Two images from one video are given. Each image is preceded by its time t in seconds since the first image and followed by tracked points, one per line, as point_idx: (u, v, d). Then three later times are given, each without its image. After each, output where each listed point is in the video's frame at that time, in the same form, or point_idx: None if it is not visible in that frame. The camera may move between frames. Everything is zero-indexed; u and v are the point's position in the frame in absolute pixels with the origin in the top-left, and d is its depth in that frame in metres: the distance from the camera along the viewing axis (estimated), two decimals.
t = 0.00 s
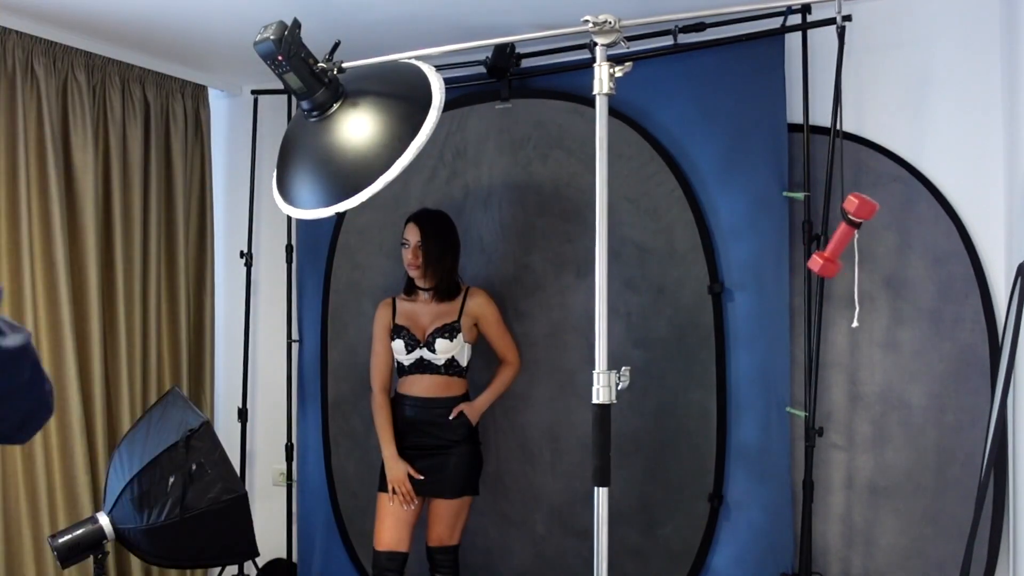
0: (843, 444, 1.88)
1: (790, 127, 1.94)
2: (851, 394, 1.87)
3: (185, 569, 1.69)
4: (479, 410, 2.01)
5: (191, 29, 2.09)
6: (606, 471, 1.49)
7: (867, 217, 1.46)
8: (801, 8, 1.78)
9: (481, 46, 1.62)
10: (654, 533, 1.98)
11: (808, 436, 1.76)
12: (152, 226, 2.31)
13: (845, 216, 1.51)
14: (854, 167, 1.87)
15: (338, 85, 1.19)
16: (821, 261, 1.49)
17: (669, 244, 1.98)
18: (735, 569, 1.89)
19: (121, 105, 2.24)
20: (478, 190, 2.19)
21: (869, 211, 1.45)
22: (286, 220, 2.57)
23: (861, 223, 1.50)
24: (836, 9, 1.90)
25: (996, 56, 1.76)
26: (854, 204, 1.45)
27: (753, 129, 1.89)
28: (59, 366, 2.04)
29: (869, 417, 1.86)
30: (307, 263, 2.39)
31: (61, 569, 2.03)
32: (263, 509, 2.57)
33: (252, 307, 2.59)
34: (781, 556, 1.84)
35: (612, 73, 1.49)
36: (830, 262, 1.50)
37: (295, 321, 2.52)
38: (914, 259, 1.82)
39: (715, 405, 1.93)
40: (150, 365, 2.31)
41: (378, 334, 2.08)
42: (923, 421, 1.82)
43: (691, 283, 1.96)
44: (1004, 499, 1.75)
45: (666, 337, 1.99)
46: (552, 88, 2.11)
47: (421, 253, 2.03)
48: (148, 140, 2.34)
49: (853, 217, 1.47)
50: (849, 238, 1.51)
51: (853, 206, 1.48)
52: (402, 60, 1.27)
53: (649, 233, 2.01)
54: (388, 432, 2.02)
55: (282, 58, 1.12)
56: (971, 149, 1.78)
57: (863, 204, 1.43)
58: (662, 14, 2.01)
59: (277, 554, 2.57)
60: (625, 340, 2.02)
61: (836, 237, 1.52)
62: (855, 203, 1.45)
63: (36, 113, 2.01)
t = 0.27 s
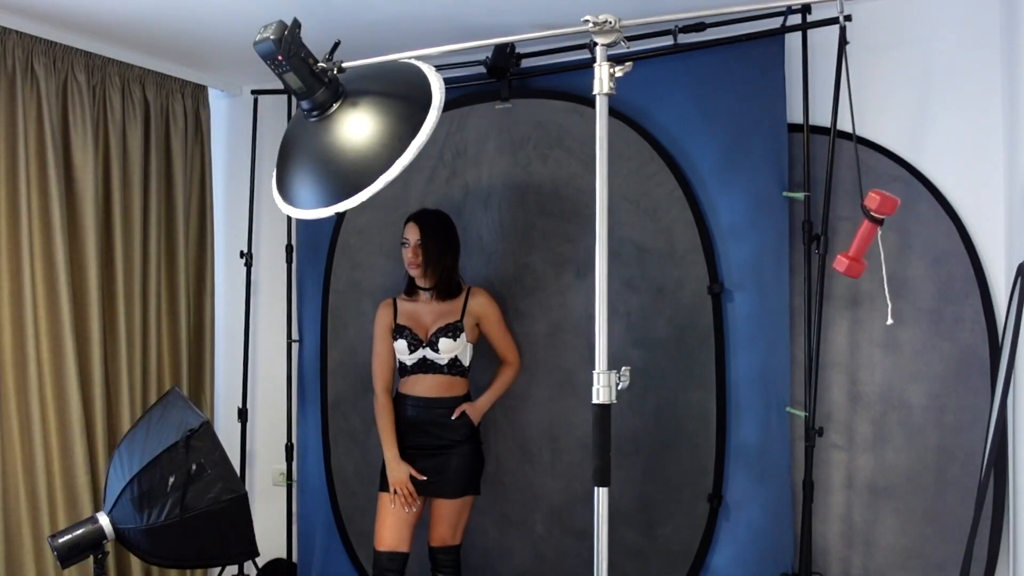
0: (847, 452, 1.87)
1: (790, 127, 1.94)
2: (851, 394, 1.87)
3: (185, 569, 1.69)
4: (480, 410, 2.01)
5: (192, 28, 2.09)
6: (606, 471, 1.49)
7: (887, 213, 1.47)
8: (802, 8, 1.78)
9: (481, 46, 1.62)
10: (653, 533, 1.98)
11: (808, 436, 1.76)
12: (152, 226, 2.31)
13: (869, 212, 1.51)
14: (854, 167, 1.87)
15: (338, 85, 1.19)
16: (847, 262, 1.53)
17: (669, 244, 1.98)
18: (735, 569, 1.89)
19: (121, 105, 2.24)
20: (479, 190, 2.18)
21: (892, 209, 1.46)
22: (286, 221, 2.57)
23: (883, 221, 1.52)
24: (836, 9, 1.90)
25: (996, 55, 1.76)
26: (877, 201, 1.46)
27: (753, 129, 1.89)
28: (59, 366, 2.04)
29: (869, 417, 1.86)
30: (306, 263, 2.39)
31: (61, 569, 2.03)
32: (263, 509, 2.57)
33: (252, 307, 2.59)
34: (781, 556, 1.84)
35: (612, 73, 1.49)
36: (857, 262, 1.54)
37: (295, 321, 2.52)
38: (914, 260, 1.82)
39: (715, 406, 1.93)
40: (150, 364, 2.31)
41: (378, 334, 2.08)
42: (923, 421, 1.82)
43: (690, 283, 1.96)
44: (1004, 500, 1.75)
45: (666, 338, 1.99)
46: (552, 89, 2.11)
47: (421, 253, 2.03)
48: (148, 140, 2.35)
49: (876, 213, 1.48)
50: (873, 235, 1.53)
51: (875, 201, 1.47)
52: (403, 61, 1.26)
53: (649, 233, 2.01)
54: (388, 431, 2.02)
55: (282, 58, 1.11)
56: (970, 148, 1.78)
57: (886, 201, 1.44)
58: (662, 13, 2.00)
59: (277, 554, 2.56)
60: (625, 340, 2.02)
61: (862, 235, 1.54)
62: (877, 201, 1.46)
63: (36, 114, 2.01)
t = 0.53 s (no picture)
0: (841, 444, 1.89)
1: (790, 127, 1.94)
2: (851, 394, 1.87)
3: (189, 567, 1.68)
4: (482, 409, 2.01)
5: (194, 29, 2.09)
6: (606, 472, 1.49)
7: (879, 216, 1.45)
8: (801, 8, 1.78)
9: (481, 47, 1.61)
10: (653, 533, 1.98)
11: (808, 436, 1.76)
12: (153, 226, 2.32)
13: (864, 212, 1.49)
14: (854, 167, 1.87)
15: (339, 85, 1.19)
16: (838, 261, 1.52)
17: (669, 244, 1.98)
18: (735, 569, 1.89)
19: (121, 105, 2.24)
20: (478, 190, 2.18)
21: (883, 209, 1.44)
22: (285, 221, 2.57)
23: (875, 222, 1.52)
24: (835, 9, 1.90)
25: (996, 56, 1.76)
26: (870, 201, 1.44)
27: (752, 129, 1.89)
28: (59, 365, 2.04)
29: (869, 417, 1.86)
30: (307, 263, 2.39)
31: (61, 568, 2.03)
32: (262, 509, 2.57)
33: (252, 307, 2.60)
34: (782, 556, 1.85)
35: (613, 73, 1.49)
36: (846, 262, 1.53)
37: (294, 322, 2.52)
38: (914, 260, 1.82)
39: (715, 407, 1.93)
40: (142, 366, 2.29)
41: (381, 335, 2.07)
42: (923, 421, 1.82)
43: (690, 283, 1.96)
44: (1005, 501, 1.75)
45: (666, 338, 1.99)
46: (552, 89, 2.11)
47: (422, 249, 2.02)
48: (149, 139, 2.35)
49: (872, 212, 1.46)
50: (864, 237, 1.53)
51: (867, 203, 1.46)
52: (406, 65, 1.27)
53: (649, 233, 2.01)
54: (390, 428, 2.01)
55: (283, 58, 1.11)
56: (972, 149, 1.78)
57: (877, 202, 1.43)
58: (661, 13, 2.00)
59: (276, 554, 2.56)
60: (625, 340, 2.02)
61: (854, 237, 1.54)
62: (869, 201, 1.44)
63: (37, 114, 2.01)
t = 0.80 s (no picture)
0: (832, 428, 2.07)
1: (791, 125, 2.08)
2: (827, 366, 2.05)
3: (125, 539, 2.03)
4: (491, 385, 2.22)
5: (225, 26, 2.29)
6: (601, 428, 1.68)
7: (852, 216, 1.85)
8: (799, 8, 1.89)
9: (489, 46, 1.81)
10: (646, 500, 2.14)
11: (809, 436, 1.99)
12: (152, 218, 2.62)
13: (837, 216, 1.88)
14: (850, 172, 2.02)
15: (336, 86, 1.63)
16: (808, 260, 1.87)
17: (668, 243, 2.15)
18: (737, 553, 2.07)
19: (120, 105, 2.50)
20: (479, 190, 2.34)
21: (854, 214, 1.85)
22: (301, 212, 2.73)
23: (847, 226, 1.88)
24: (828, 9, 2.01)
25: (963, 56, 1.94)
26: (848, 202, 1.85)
27: (746, 133, 2.09)
28: (57, 340, 2.32)
29: (870, 417, 2.04)
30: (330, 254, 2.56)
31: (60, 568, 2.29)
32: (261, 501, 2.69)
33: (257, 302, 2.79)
34: (784, 545, 2.02)
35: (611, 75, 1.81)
36: (814, 261, 1.87)
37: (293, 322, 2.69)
38: (885, 242, 2.02)
39: (715, 404, 2.11)
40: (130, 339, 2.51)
41: (382, 328, 2.34)
42: (893, 387, 2.02)
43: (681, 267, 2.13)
44: (1004, 494, 1.85)
45: (666, 332, 2.14)
46: (553, 89, 2.25)
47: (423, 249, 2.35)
48: (148, 133, 2.61)
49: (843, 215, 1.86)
50: (834, 239, 1.88)
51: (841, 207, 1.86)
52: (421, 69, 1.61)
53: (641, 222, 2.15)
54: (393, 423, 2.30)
55: (281, 58, 1.53)
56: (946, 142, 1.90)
57: (849, 205, 1.83)
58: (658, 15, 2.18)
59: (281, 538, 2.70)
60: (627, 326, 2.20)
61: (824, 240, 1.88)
62: (844, 203, 1.85)
63: (37, 102, 2.25)
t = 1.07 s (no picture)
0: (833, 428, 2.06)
1: (787, 125, 2.05)
2: (829, 365, 2.05)
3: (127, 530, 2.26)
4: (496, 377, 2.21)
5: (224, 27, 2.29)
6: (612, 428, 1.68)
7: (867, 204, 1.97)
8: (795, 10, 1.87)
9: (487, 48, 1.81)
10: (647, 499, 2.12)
11: (810, 437, 2.03)
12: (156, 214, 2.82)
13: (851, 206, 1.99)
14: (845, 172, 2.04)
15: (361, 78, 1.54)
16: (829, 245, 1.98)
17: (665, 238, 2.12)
18: (736, 545, 2.07)
19: (126, 103, 2.70)
20: (478, 188, 2.34)
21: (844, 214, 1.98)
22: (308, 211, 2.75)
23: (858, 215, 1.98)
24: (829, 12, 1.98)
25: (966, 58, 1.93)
26: (862, 192, 1.98)
27: (747, 133, 2.13)
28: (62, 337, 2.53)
29: (869, 417, 2.05)
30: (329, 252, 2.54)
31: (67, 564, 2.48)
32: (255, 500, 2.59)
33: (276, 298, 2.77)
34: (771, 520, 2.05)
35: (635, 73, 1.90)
36: (803, 259, 2.02)
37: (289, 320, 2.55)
38: (885, 242, 2.04)
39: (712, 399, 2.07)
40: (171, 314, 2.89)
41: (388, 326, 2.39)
42: (894, 387, 2.03)
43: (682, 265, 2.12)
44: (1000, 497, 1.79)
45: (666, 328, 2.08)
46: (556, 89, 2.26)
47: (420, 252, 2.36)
48: (148, 128, 2.79)
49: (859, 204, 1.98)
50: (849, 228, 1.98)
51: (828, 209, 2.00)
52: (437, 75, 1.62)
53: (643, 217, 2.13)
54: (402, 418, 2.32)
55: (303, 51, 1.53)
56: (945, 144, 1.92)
57: (869, 193, 1.95)
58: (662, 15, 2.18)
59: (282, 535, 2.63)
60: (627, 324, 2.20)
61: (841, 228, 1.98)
62: (834, 203, 1.98)
63: (80, 113, 2.56)
